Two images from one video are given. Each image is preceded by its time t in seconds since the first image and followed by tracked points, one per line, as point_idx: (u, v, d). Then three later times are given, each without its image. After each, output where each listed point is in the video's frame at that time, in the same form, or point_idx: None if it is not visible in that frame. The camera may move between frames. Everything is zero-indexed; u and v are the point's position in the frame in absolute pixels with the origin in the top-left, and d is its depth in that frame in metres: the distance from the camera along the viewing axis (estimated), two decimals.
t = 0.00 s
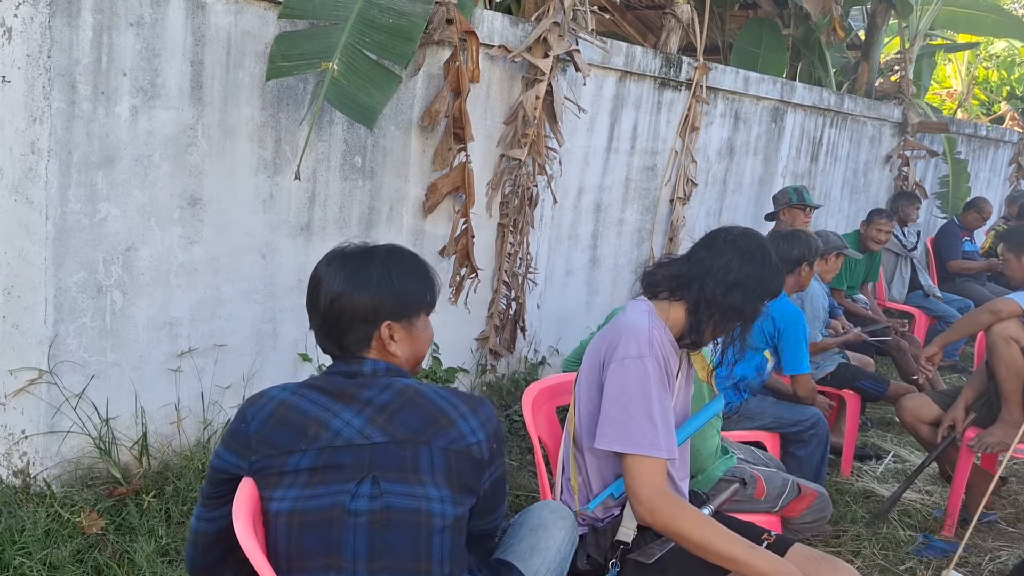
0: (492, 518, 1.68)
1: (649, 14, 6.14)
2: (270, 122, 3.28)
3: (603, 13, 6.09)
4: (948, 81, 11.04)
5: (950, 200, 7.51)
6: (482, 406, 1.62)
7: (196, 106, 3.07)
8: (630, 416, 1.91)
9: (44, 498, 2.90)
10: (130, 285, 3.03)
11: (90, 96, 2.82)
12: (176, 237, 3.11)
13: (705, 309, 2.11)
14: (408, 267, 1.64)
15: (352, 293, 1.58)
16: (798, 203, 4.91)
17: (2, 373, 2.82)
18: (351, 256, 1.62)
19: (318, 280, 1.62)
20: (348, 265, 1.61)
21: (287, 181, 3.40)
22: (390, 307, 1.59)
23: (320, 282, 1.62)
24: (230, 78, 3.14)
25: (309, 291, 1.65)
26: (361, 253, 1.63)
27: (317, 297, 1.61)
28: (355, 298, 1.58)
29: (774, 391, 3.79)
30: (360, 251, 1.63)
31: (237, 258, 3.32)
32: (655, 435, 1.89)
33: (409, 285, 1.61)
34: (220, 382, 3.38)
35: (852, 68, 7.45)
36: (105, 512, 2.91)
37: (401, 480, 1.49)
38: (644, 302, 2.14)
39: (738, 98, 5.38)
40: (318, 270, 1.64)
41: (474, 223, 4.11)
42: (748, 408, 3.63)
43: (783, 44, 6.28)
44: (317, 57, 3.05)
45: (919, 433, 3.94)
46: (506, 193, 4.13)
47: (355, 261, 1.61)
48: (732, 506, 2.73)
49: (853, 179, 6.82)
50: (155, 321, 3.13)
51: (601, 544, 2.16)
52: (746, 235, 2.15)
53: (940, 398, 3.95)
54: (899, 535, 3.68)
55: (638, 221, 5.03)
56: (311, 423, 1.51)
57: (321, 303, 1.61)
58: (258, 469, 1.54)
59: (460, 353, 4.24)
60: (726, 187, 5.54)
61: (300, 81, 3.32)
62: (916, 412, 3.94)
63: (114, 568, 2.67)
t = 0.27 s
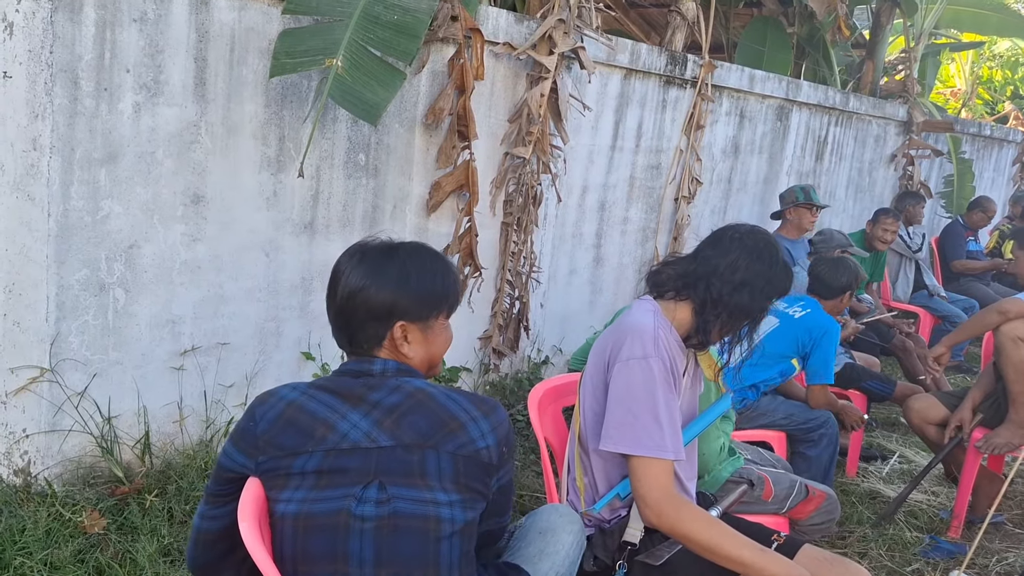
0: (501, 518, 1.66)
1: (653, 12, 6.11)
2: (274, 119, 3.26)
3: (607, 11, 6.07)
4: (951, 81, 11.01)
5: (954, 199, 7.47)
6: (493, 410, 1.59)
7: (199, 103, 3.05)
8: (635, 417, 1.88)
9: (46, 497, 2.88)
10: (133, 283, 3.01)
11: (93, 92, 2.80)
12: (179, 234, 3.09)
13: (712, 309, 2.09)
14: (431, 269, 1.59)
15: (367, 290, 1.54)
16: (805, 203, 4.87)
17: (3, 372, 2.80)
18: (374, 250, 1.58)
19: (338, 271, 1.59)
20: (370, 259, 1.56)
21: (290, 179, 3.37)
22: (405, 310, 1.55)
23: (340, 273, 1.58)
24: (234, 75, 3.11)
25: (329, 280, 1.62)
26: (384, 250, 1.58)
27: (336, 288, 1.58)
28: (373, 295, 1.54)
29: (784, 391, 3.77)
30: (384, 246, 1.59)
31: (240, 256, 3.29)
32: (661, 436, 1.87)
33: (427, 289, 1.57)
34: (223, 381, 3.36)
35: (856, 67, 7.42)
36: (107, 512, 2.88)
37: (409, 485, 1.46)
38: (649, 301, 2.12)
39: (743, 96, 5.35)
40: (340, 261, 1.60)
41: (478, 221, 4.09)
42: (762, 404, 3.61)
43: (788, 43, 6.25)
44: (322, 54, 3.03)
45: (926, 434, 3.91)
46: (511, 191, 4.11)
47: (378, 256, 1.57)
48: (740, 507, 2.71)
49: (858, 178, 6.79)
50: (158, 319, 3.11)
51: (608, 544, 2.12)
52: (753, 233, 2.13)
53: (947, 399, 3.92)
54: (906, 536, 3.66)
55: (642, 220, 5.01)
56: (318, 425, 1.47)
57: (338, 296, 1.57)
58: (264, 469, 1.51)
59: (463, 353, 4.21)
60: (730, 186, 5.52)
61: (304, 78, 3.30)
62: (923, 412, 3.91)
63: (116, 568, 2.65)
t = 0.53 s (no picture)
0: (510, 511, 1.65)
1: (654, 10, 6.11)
2: (274, 115, 3.25)
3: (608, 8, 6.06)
4: (953, 79, 11.01)
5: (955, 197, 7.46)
6: (487, 405, 1.55)
7: (200, 99, 3.04)
8: (632, 413, 1.89)
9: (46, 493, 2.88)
10: (133, 279, 3.01)
11: (94, 87, 2.79)
12: (179, 230, 3.08)
13: (710, 305, 2.08)
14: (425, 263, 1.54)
15: (358, 286, 1.51)
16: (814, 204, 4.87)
17: (4, 367, 2.80)
18: (369, 244, 1.54)
19: (333, 266, 1.56)
20: (363, 255, 1.53)
21: (291, 175, 3.37)
22: (397, 305, 1.52)
23: (335, 269, 1.55)
24: (234, 71, 3.11)
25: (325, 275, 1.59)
26: (378, 243, 1.54)
27: (330, 284, 1.55)
28: (366, 291, 1.51)
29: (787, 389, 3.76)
30: (379, 240, 1.55)
31: (240, 252, 3.29)
32: (658, 432, 1.87)
33: (421, 283, 1.53)
34: (223, 377, 3.36)
35: (858, 65, 7.41)
36: (107, 507, 2.88)
37: (400, 489, 1.44)
38: (647, 298, 2.12)
39: (744, 94, 5.34)
40: (336, 256, 1.57)
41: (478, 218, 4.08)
42: (769, 399, 3.57)
43: (789, 40, 6.24)
44: (324, 50, 3.03)
45: (926, 432, 3.92)
46: (511, 188, 4.10)
47: (371, 252, 1.53)
48: (740, 504, 2.72)
49: (859, 176, 6.79)
50: (158, 316, 3.11)
51: (606, 540, 2.13)
52: (751, 229, 2.12)
53: (948, 397, 3.91)
54: (906, 534, 3.66)
55: (643, 217, 5.01)
56: (314, 424, 1.46)
57: (333, 291, 1.54)
58: (261, 467, 1.50)
59: (463, 350, 4.21)
60: (731, 183, 5.51)
61: (304, 74, 3.30)
62: (924, 410, 3.91)
63: (116, 564, 2.65)
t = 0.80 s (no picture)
0: (514, 500, 1.61)
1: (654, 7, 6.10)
2: (274, 113, 3.26)
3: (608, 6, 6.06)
4: (953, 77, 11.01)
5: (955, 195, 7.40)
6: (484, 403, 1.55)
7: (199, 97, 3.04)
8: (629, 409, 1.89)
9: (46, 491, 2.89)
10: (133, 277, 3.01)
11: (94, 85, 2.79)
12: (179, 228, 3.09)
13: (707, 301, 2.08)
14: (414, 258, 1.53)
15: (348, 287, 1.50)
16: (815, 204, 4.89)
17: (4, 365, 2.80)
18: (358, 243, 1.53)
19: (323, 266, 1.54)
20: (353, 253, 1.52)
21: (290, 173, 3.37)
22: (389, 303, 1.51)
23: (325, 268, 1.54)
24: (234, 69, 3.11)
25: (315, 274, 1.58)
26: (366, 242, 1.53)
27: (321, 284, 1.54)
28: (358, 291, 1.50)
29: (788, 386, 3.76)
30: (368, 238, 1.54)
31: (240, 250, 3.29)
32: (655, 428, 1.87)
33: (411, 280, 1.52)
34: (223, 375, 3.36)
35: (858, 63, 7.40)
36: (107, 505, 2.89)
37: (394, 491, 1.44)
38: (645, 294, 2.12)
39: (744, 92, 5.34)
40: (325, 255, 1.55)
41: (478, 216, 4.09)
42: (769, 396, 3.57)
43: (790, 38, 6.24)
44: (324, 48, 3.02)
45: (925, 430, 3.92)
46: (511, 186, 4.10)
47: (361, 250, 1.52)
48: (739, 502, 2.72)
49: (859, 175, 6.79)
50: (158, 313, 3.11)
51: (604, 536, 2.15)
52: (749, 227, 2.13)
53: (947, 395, 3.92)
54: (905, 532, 3.67)
55: (643, 215, 5.01)
56: (308, 425, 1.45)
57: (323, 291, 1.53)
58: (258, 467, 1.50)
59: (463, 348, 4.21)
60: (731, 181, 5.51)
61: (304, 72, 3.30)
62: (923, 409, 3.92)
63: (116, 561, 2.66)
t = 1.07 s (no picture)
0: (508, 513, 1.61)
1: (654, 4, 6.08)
2: (273, 110, 3.24)
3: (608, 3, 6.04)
4: (954, 75, 10.99)
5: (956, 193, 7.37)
6: (486, 409, 1.52)
7: (198, 94, 3.03)
8: (628, 408, 1.88)
9: (44, 488, 2.88)
10: (131, 275, 3.00)
11: (92, 82, 2.78)
12: (177, 225, 3.07)
13: (707, 299, 2.07)
14: (414, 257, 1.51)
15: (349, 289, 1.48)
16: (817, 201, 4.89)
17: (2, 362, 2.79)
18: (357, 243, 1.51)
19: (321, 267, 1.52)
20: (352, 253, 1.50)
21: (289, 170, 3.36)
22: (390, 304, 1.50)
23: (324, 269, 1.52)
24: (232, 65, 3.09)
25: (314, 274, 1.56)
26: (364, 242, 1.51)
27: (320, 285, 1.52)
28: (359, 292, 1.48)
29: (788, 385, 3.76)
30: (367, 238, 1.52)
31: (239, 248, 3.28)
32: (655, 427, 1.86)
33: (412, 280, 1.50)
34: (222, 373, 3.35)
35: (859, 60, 7.39)
36: (106, 503, 2.88)
37: (393, 492, 1.42)
38: (643, 293, 2.11)
39: (745, 89, 5.32)
40: (323, 255, 1.53)
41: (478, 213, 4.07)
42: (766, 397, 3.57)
43: (790, 35, 6.22)
44: (324, 45, 3.01)
45: (926, 429, 3.91)
46: (511, 184, 4.09)
47: (360, 250, 1.50)
48: (739, 501, 2.70)
49: (860, 173, 6.77)
50: (157, 311, 3.10)
51: (603, 535, 2.14)
52: (748, 224, 2.12)
53: (948, 394, 3.91)
54: (906, 531, 3.65)
55: (643, 213, 4.99)
56: (307, 425, 1.44)
57: (323, 293, 1.51)
58: (257, 466, 1.49)
59: (463, 346, 4.20)
60: (732, 179, 5.50)
61: (303, 69, 3.28)
62: (924, 407, 3.91)
63: (114, 559, 2.65)
